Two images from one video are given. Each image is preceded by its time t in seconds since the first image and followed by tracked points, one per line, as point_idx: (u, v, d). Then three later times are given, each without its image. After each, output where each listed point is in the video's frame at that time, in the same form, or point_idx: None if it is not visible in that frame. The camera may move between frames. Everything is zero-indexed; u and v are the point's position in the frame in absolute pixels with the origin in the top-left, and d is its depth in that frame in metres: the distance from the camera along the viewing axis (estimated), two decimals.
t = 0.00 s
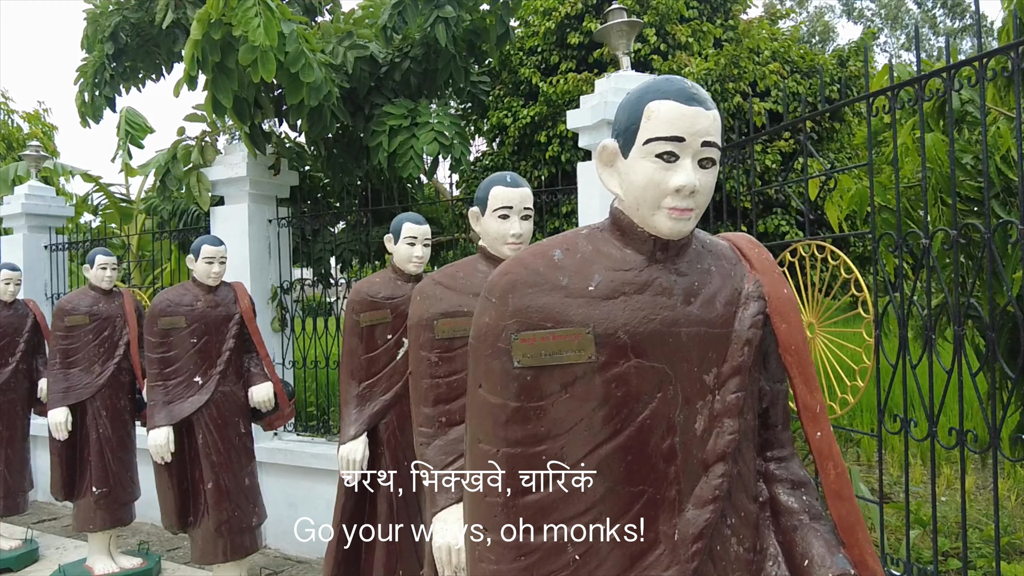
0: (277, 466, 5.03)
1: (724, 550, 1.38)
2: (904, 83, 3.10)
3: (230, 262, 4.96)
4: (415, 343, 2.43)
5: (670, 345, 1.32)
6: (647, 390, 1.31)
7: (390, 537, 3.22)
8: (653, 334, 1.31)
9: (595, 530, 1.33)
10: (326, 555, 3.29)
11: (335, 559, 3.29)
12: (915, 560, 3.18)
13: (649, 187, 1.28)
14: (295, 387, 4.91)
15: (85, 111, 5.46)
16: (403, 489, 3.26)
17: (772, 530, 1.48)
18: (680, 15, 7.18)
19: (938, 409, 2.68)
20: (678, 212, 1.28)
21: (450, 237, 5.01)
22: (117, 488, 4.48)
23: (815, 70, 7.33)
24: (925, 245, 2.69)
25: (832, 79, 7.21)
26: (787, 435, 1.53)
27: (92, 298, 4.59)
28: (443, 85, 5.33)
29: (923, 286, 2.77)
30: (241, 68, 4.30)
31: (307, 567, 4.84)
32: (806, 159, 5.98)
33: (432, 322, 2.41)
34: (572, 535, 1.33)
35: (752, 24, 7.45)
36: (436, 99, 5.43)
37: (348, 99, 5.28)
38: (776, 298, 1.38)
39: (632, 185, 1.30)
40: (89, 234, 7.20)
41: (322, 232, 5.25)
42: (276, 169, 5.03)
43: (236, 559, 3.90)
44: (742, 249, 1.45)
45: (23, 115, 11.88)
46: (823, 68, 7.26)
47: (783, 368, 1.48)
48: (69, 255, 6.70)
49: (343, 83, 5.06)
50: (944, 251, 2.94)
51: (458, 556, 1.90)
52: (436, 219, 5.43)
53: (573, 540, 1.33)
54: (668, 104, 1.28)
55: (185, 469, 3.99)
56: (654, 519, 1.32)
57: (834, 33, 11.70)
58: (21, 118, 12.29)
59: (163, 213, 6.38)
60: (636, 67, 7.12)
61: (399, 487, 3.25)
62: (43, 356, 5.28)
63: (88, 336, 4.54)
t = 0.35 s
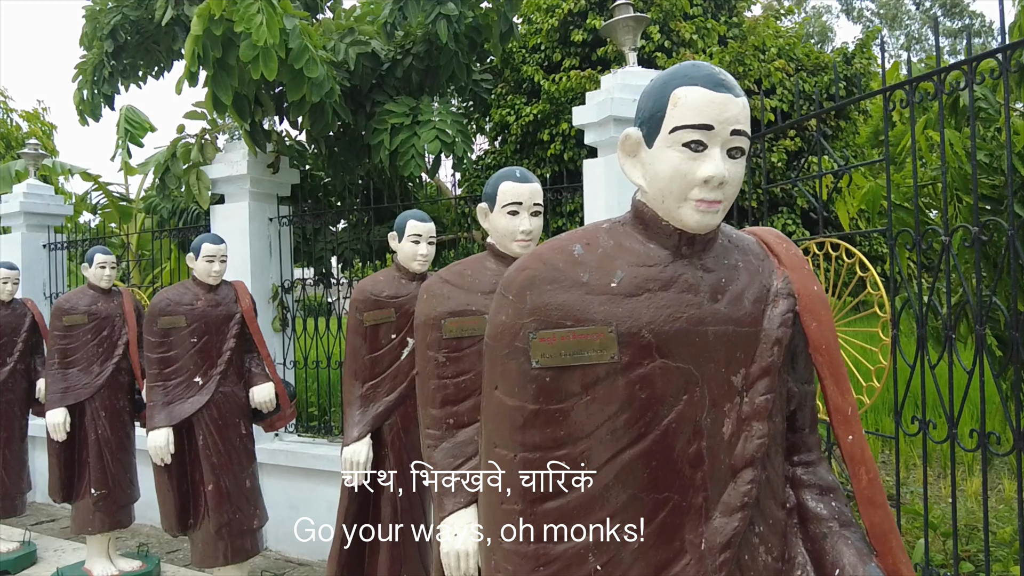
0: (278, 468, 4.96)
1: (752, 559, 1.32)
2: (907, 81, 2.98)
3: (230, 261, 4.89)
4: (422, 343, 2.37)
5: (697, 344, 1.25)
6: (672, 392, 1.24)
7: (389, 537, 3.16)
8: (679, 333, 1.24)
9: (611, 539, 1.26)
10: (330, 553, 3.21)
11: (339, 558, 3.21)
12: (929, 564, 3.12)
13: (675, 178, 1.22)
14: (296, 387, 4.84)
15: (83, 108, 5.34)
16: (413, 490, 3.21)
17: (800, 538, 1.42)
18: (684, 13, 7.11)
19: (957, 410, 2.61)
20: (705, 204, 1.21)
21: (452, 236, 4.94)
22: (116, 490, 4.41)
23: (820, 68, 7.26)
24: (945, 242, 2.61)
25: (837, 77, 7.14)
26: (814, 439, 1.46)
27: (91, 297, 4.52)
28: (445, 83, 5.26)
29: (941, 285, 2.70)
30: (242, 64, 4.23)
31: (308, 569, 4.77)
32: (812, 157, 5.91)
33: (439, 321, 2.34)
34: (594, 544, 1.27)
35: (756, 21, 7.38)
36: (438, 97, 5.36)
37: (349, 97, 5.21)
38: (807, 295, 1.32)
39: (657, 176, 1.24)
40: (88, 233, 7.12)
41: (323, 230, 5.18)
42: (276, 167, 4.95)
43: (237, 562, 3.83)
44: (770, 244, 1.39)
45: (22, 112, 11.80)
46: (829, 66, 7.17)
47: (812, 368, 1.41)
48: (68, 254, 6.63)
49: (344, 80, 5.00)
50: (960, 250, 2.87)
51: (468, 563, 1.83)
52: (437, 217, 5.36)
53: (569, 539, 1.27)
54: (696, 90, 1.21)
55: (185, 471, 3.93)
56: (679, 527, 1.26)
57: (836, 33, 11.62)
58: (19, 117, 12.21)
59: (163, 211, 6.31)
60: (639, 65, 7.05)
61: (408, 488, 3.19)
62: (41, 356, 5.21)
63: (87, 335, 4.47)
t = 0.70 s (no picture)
0: (280, 471, 4.89)
1: None
2: (929, 79, 2.85)
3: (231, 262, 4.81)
4: (432, 347, 2.29)
5: (735, 352, 1.18)
6: (708, 404, 1.17)
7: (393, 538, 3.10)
8: (716, 341, 1.16)
9: (614, 544, 1.19)
10: (338, 550, 3.17)
11: (346, 556, 3.17)
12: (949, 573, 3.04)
13: (713, 176, 1.14)
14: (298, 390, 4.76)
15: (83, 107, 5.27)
16: (423, 493, 3.14)
17: (838, 556, 1.34)
18: (690, 10, 7.02)
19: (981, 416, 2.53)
20: (744, 203, 1.14)
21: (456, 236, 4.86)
22: (116, 494, 4.33)
23: (827, 66, 7.17)
24: (970, 244, 2.53)
25: (844, 75, 7.05)
26: (852, 451, 1.39)
27: (90, 298, 4.44)
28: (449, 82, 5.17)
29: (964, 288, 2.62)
30: (244, 63, 4.16)
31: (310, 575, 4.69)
32: (820, 157, 5.82)
33: (449, 324, 2.26)
34: (624, 565, 1.19)
35: (762, 20, 7.29)
36: (442, 96, 5.27)
37: (352, 95, 5.13)
38: (848, 300, 1.24)
39: (693, 173, 1.16)
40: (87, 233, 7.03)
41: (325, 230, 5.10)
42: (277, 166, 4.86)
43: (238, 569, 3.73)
44: (809, 246, 1.31)
45: (21, 112, 11.70)
46: (836, 65, 7.08)
47: (851, 377, 1.34)
48: (67, 255, 6.54)
49: (347, 79, 4.91)
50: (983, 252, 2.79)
51: None
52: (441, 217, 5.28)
53: (569, 540, 1.19)
54: (735, 82, 1.14)
55: (186, 476, 3.85)
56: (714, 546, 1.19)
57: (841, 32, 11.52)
58: (19, 116, 12.12)
59: (163, 211, 6.22)
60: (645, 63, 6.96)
61: (420, 491, 3.13)
62: (39, 358, 5.12)
63: (86, 337, 4.39)
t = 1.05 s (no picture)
0: (281, 476, 4.81)
1: None
2: (948, 78, 2.73)
3: (232, 263, 4.74)
4: (440, 353, 2.23)
5: (770, 364, 1.11)
6: (741, 419, 1.11)
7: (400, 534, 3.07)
8: (750, 352, 1.10)
9: (612, 541, 1.13)
10: (343, 552, 3.13)
11: (352, 557, 3.12)
12: None
13: (747, 177, 1.08)
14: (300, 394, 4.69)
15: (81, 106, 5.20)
16: (424, 493, 3.05)
17: None
18: (694, 9, 6.95)
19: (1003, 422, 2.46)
20: (781, 206, 1.07)
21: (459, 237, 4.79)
22: (115, 499, 4.26)
23: (833, 66, 7.10)
24: (993, 247, 2.46)
25: (850, 75, 6.98)
26: (887, 466, 1.32)
27: (88, 300, 4.36)
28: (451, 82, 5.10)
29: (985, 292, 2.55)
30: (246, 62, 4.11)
31: None
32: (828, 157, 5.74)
33: (458, 329, 2.19)
34: None
35: (768, 19, 7.22)
36: (444, 96, 5.20)
37: (353, 95, 5.06)
38: (886, 308, 1.18)
39: (727, 174, 1.09)
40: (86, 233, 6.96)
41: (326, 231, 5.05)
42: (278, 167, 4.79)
43: None
44: (843, 252, 1.25)
45: (21, 112, 11.64)
46: (842, 65, 7.01)
47: (885, 389, 1.27)
48: (66, 256, 6.46)
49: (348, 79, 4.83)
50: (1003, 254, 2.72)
51: None
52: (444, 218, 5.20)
53: (569, 540, 1.13)
54: (771, 78, 1.07)
55: (186, 481, 3.78)
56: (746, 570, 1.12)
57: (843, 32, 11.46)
58: (18, 116, 12.06)
59: (163, 212, 6.16)
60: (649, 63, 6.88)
61: (421, 491, 3.04)
62: (37, 360, 5.04)
63: (85, 340, 4.31)
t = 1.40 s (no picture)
0: (282, 478, 4.75)
1: None
2: (946, 83, 2.59)
3: (232, 263, 4.68)
4: (449, 358, 2.16)
5: (810, 374, 1.05)
6: (779, 434, 1.04)
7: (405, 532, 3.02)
8: (790, 362, 1.04)
9: (630, 554, 1.06)
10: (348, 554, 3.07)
11: (357, 559, 3.06)
12: None
13: (788, 176, 1.02)
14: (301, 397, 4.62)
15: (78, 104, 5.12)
16: (425, 493, 3.00)
17: None
18: (699, 8, 6.88)
19: None
20: (823, 207, 1.01)
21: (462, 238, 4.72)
22: (114, 503, 4.19)
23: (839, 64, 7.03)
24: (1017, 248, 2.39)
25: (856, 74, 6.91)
26: (926, 479, 1.26)
27: (87, 301, 4.28)
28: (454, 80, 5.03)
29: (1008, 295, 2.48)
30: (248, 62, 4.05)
31: None
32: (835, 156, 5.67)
33: (468, 333, 2.12)
34: None
35: (773, 18, 7.14)
36: (446, 95, 5.13)
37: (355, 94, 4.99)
38: (929, 314, 1.11)
39: (765, 173, 1.03)
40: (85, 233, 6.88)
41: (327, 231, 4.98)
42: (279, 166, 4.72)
43: None
44: (881, 255, 1.19)
45: (21, 112, 11.57)
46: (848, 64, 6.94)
47: (926, 399, 1.21)
48: (64, 256, 6.38)
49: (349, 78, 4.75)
50: None
51: None
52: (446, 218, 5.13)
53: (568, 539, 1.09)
54: (813, 70, 1.01)
55: (186, 485, 3.71)
56: None
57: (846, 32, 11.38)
58: (17, 116, 11.97)
59: (162, 212, 6.09)
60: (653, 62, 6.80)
61: (421, 491, 2.99)
62: (35, 362, 4.96)
63: (84, 341, 4.24)
